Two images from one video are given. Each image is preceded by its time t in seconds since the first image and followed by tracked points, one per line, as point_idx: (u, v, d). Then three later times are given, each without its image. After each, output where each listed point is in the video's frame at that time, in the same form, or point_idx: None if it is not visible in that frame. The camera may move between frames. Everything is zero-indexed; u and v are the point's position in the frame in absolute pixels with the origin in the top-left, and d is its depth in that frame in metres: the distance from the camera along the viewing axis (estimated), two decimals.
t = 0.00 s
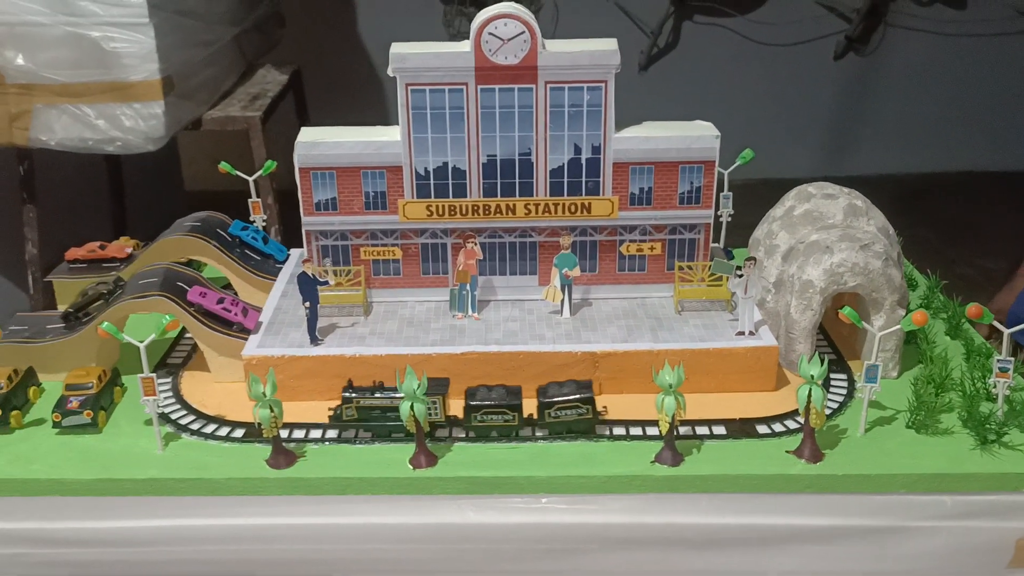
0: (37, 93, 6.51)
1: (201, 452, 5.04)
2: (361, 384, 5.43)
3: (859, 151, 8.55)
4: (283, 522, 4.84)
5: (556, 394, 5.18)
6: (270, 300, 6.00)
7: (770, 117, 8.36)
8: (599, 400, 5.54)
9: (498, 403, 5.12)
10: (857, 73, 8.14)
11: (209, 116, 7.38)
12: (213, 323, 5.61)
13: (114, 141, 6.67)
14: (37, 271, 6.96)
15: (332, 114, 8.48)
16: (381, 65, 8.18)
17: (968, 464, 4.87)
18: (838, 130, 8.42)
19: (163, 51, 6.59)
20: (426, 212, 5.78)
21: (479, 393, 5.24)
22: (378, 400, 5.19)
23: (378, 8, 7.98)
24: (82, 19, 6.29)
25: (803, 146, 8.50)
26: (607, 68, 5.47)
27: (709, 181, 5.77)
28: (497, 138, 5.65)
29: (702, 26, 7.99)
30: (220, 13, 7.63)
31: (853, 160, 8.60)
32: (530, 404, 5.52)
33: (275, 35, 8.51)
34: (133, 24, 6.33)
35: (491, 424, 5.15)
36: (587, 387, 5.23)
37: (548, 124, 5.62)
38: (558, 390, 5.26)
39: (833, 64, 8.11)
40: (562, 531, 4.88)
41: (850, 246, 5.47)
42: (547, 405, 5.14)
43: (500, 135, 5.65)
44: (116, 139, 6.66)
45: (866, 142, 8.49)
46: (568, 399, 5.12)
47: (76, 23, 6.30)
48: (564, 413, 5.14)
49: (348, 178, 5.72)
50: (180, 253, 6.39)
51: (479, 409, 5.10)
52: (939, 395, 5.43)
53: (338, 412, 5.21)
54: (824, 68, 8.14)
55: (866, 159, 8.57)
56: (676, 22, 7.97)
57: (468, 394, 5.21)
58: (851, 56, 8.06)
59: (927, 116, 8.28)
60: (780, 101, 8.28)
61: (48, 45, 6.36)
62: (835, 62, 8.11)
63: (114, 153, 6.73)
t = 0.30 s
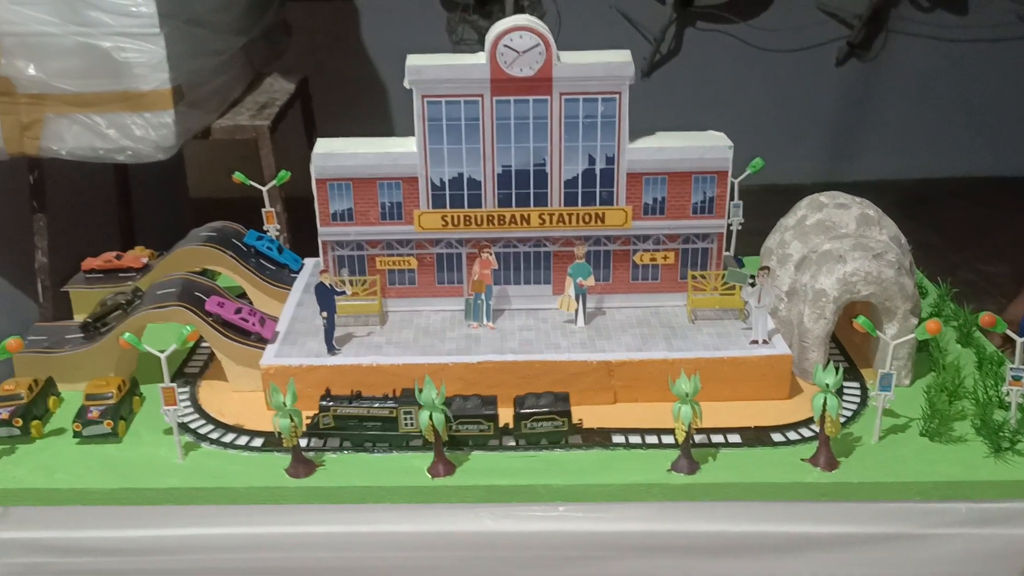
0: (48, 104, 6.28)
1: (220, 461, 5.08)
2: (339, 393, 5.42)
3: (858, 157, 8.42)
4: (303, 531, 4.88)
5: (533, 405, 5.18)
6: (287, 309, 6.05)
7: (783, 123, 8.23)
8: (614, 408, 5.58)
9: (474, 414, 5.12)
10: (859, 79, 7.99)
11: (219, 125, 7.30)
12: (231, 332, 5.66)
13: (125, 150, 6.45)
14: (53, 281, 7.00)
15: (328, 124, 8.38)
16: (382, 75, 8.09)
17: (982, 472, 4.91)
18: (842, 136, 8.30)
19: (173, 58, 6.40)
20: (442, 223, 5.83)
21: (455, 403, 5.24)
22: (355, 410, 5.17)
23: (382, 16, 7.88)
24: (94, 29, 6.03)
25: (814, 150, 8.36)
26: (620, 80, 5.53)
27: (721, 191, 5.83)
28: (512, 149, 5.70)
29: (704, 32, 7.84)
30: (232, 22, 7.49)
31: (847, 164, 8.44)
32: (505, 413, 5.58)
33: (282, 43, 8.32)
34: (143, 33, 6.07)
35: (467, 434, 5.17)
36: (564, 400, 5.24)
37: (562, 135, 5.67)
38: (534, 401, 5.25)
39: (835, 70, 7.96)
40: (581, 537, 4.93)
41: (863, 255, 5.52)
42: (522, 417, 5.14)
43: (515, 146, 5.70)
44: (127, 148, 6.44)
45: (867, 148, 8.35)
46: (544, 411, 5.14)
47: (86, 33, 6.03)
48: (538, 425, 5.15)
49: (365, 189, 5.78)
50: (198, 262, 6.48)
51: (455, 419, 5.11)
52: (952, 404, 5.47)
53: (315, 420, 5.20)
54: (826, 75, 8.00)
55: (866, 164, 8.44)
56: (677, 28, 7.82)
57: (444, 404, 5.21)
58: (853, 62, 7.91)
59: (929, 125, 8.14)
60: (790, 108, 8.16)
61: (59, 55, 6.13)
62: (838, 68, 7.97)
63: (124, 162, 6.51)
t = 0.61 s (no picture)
0: (62, 104, 6.06)
1: (241, 461, 5.05)
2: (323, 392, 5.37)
3: (869, 160, 8.31)
4: (325, 531, 4.84)
5: (515, 406, 5.11)
6: (307, 308, 6.03)
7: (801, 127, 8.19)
8: (636, 409, 5.54)
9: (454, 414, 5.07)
10: (870, 83, 7.93)
11: (231, 126, 7.21)
12: (251, 331, 5.65)
13: (139, 150, 6.27)
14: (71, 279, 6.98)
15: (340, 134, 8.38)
16: (393, 79, 7.99)
17: (1011, 474, 4.86)
18: (858, 138, 8.20)
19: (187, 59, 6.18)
20: (463, 222, 5.80)
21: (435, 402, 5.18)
22: (334, 410, 5.12)
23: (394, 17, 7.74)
24: (108, 30, 5.87)
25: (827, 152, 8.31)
26: (644, 79, 5.49)
27: (744, 190, 5.79)
28: (534, 147, 5.67)
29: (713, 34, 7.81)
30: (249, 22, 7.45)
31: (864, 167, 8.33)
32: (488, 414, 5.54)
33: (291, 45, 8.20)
34: (160, 34, 5.93)
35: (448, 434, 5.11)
36: (546, 402, 5.16)
37: (584, 133, 5.64)
38: (517, 401, 5.18)
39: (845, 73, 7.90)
40: (604, 539, 4.89)
41: (888, 254, 5.48)
42: (504, 418, 5.08)
43: (536, 144, 5.67)
44: (141, 148, 6.26)
45: (878, 150, 8.25)
46: (525, 413, 5.07)
47: (102, 34, 5.87)
48: (521, 426, 5.09)
49: (385, 187, 5.75)
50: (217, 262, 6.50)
51: (435, 419, 5.06)
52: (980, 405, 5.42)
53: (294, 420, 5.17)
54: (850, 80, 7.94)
55: (877, 166, 8.32)
56: (687, 31, 7.81)
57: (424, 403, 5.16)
58: (862, 64, 7.85)
59: (944, 129, 8.03)
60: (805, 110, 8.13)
61: (74, 56, 5.93)
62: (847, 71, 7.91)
63: (138, 162, 6.34)
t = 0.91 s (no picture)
0: (79, 99, 5.85)
1: (264, 460, 4.95)
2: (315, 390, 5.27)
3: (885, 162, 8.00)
4: (349, 533, 4.72)
5: (507, 406, 4.98)
6: (329, 305, 5.92)
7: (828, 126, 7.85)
8: (665, 411, 5.40)
9: (446, 415, 4.95)
10: (892, 80, 7.65)
11: (248, 121, 6.87)
12: (274, 328, 5.55)
13: (155, 145, 6.00)
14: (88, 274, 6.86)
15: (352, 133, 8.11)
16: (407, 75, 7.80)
17: None
18: (878, 140, 7.91)
19: (205, 55, 5.95)
20: (489, 218, 5.68)
21: (429, 402, 5.06)
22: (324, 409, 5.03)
23: (408, 12, 7.57)
24: (126, 24, 5.69)
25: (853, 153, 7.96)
26: (676, 72, 5.36)
27: (777, 187, 5.65)
28: (562, 142, 5.55)
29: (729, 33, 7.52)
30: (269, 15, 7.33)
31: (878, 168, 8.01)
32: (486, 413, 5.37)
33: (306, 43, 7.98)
34: (178, 29, 5.73)
35: (441, 435, 5.00)
36: (541, 402, 5.04)
37: (614, 128, 5.51)
38: (511, 403, 5.04)
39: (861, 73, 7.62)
40: (635, 544, 4.74)
41: (927, 254, 5.34)
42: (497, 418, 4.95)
43: (565, 139, 5.54)
44: (157, 144, 5.99)
45: (895, 152, 7.95)
46: (518, 413, 4.94)
47: (118, 28, 5.69)
48: (516, 427, 4.96)
49: (411, 183, 5.64)
50: (239, 256, 6.43)
51: (428, 419, 4.95)
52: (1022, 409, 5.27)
53: (284, 418, 5.08)
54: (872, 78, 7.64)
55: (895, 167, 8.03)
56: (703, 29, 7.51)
57: (417, 403, 5.04)
58: (880, 64, 7.59)
59: (959, 130, 7.78)
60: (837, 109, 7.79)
61: (93, 50, 5.74)
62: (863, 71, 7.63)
63: (155, 158, 6.07)
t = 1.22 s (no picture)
0: (98, 89, 5.59)
1: (290, 463, 4.77)
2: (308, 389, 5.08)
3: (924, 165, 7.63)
4: (379, 541, 4.52)
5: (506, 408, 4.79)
6: (355, 302, 5.73)
7: (882, 131, 7.47)
8: (705, 415, 5.17)
9: (442, 417, 4.76)
10: (905, 78, 7.28)
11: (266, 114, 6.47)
12: (298, 325, 5.37)
13: (174, 137, 5.73)
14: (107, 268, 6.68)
15: (376, 126, 7.57)
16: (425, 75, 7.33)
17: None
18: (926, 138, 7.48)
19: (226, 45, 5.64)
20: (522, 213, 5.47)
21: (424, 403, 4.87)
22: (317, 409, 4.84)
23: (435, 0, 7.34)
24: (145, 13, 5.39)
25: (911, 152, 7.52)
26: (720, 61, 5.13)
27: (824, 182, 5.41)
28: (599, 134, 5.33)
29: (751, 29, 7.14)
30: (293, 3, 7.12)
31: (921, 168, 7.60)
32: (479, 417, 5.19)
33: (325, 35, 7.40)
34: (198, 19, 5.44)
35: (436, 437, 4.81)
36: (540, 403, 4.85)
37: (654, 120, 5.29)
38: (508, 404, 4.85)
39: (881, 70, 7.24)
40: (677, 555, 4.53)
41: (982, 253, 5.09)
42: (495, 420, 4.76)
43: (603, 131, 5.33)
44: (176, 136, 5.73)
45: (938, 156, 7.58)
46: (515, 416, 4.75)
47: (138, 18, 5.40)
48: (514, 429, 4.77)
49: (442, 175, 5.43)
50: (261, 251, 6.25)
51: (424, 421, 4.76)
52: None
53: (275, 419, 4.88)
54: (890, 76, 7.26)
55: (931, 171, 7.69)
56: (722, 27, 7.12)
57: (412, 404, 4.85)
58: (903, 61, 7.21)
59: (1003, 122, 7.41)
60: (888, 102, 7.36)
61: (112, 40, 5.48)
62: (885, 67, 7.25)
63: (174, 150, 5.80)
